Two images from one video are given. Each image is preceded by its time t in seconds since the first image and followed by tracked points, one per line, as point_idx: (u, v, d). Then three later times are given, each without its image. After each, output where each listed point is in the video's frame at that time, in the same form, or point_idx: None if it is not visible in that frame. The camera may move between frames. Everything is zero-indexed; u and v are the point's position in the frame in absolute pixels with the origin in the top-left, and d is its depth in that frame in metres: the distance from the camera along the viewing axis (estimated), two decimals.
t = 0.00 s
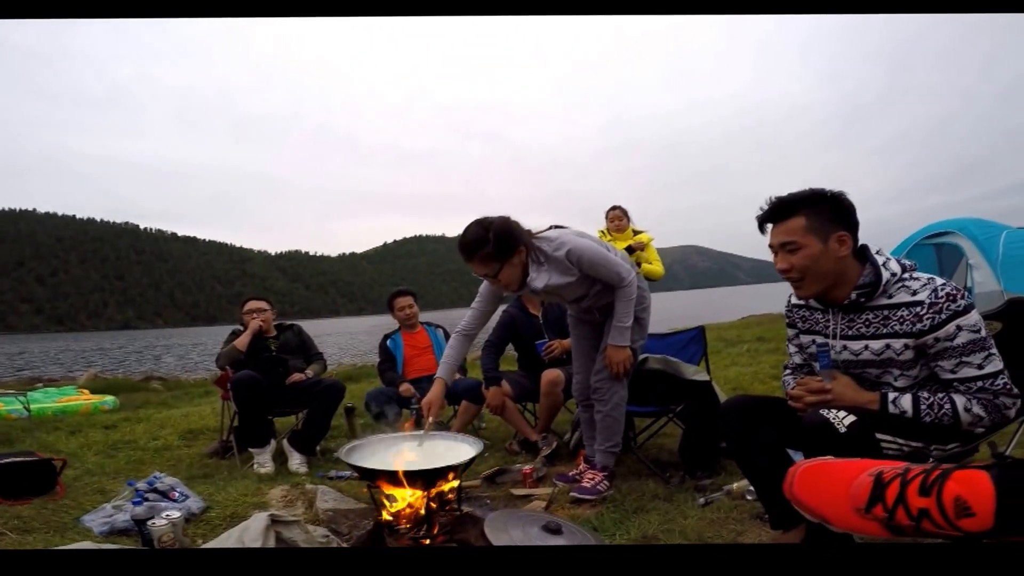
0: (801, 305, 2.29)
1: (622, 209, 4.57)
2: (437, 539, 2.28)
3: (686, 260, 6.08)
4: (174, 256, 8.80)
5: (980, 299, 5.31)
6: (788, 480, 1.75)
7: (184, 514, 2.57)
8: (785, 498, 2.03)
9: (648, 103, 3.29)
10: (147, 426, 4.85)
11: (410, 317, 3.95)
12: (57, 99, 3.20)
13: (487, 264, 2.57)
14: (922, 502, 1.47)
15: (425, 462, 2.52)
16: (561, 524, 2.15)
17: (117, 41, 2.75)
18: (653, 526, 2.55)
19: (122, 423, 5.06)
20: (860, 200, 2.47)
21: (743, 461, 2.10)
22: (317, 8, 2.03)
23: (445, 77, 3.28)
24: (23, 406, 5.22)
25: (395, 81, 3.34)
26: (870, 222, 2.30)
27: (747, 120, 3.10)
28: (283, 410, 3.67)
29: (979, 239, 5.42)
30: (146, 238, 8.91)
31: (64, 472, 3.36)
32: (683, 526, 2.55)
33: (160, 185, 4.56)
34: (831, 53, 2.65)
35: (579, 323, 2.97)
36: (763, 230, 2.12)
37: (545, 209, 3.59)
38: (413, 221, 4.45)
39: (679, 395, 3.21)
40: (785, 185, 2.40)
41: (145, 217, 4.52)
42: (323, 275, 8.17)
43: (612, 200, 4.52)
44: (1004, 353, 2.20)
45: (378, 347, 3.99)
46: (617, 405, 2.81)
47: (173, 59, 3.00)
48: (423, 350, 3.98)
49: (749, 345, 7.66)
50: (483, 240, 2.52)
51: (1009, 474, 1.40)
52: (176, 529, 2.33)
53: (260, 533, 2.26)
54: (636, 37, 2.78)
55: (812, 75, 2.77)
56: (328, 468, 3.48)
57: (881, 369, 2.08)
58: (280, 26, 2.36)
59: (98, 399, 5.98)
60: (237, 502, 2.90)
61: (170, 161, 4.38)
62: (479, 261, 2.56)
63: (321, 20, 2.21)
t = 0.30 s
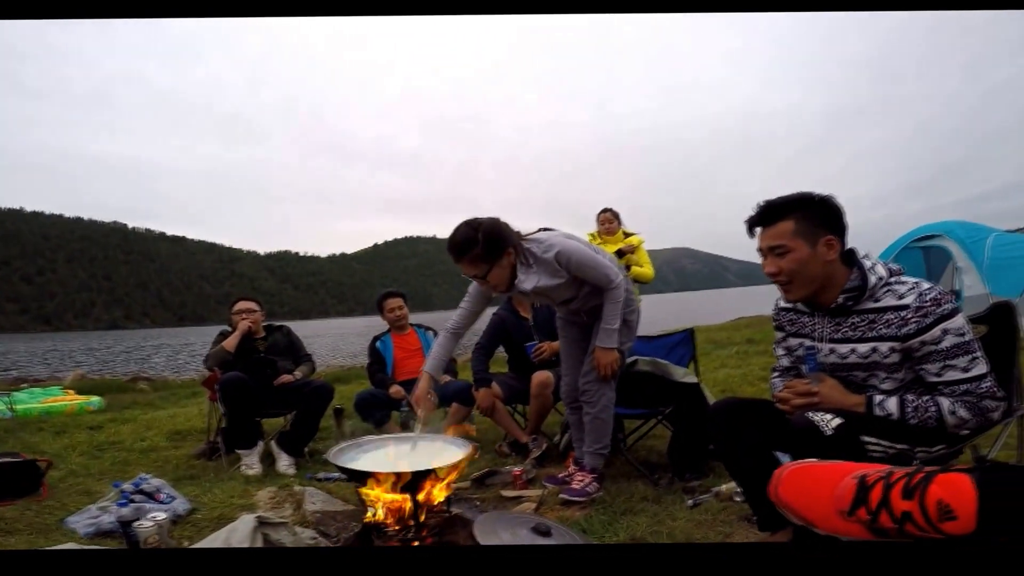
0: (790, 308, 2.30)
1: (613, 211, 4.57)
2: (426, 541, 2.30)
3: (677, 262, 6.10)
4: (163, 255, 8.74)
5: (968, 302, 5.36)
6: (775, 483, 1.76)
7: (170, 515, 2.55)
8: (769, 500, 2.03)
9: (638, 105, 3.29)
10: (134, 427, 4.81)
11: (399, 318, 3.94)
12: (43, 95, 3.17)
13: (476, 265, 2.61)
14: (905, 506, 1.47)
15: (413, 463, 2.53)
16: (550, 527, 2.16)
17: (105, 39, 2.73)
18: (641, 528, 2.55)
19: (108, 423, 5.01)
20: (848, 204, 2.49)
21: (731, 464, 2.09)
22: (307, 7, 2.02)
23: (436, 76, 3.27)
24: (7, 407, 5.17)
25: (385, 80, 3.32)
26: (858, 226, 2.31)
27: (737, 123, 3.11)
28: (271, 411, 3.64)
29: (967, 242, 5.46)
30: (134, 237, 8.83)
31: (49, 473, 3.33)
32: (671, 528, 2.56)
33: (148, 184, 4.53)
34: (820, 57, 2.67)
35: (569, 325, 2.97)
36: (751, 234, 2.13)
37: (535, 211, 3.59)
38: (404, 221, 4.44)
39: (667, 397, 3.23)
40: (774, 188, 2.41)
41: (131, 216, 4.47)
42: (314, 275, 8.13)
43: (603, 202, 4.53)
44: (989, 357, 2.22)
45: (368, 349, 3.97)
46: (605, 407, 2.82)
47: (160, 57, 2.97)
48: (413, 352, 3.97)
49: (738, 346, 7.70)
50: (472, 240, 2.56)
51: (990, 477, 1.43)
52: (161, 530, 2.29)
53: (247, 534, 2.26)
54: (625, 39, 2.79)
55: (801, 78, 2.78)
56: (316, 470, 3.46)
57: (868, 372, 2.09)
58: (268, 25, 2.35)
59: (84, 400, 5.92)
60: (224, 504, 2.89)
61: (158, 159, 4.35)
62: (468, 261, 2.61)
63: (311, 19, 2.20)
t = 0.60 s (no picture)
0: (778, 310, 2.32)
1: (604, 213, 4.59)
2: (417, 542, 2.29)
3: (669, 264, 6.13)
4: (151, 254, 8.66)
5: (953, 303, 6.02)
6: (758, 484, 1.77)
7: (157, 517, 2.53)
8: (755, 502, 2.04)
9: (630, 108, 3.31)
10: (120, 428, 4.76)
11: (390, 319, 3.93)
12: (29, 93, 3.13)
13: (466, 264, 2.62)
14: (888, 508, 1.49)
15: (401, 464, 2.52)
16: (540, 527, 2.19)
17: (93, 37, 2.70)
18: (631, 529, 2.56)
19: (93, 424, 4.96)
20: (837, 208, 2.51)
21: (720, 464, 2.11)
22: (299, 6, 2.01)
23: (432, 79, 3.27)
24: None
25: (378, 80, 3.31)
26: (847, 228, 2.33)
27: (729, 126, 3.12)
28: (259, 412, 3.63)
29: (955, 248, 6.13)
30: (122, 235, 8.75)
31: (33, 474, 3.29)
32: (660, 529, 2.57)
33: (136, 182, 4.49)
34: (810, 60, 2.68)
35: (559, 326, 2.98)
36: (741, 237, 2.15)
37: (526, 212, 3.59)
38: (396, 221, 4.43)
39: (656, 399, 3.24)
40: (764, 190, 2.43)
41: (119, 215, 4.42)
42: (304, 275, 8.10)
43: (594, 204, 4.54)
44: (974, 359, 2.25)
45: (358, 349, 3.96)
46: (595, 409, 2.83)
47: (151, 54, 2.94)
48: (404, 352, 3.97)
49: (728, 348, 7.75)
50: (462, 238, 2.56)
51: (969, 479, 1.46)
52: (148, 532, 2.28)
53: (235, 536, 2.23)
54: (621, 41, 2.80)
55: (791, 80, 2.80)
56: (306, 471, 3.45)
57: (854, 374, 2.11)
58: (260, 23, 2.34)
59: (70, 400, 5.85)
60: (211, 505, 2.87)
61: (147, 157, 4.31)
62: (459, 259, 2.61)
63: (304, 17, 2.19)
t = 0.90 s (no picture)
0: (767, 312, 2.33)
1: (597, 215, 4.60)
2: (407, 542, 2.29)
3: (661, 266, 6.15)
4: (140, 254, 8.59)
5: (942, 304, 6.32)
6: (742, 484, 1.78)
7: (144, 518, 2.52)
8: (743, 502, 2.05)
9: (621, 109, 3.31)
10: (106, 429, 4.73)
11: (381, 319, 3.92)
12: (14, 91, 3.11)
13: (455, 260, 2.62)
14: (872, 509, 1.50)
15: (387, 466, 2.51)
16: (531, 527, 2.19)
17: (78, 36, 2.68)
18: (622, 530, 2.56)
19: (79, 425, 4.92)
20: (826, 210, 2.52)
21: (709, 465, 2.10)
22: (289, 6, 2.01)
23: (422, 80, 3.26)
24: None
25: (369, 81, 3.31)
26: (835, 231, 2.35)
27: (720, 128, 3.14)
28: (248, 412, 3.61)
29: (944, 249, 6.43)
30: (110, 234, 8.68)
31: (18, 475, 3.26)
32: (651, 529, 2.58)
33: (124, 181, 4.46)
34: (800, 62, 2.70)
35: (549, 326, 2.98)
36: (729, 238, 2.16)
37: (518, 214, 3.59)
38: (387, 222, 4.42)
39: (647, 399, 3.25)
40: (754, 192, 2.44)
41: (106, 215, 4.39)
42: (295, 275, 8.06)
43: (586, 206, 4.55)
44: (960, 361, 2.27)
45: (348, 350, 3.95)
46: (584, 410, 2.83)
47: (138, 54, 2.93)
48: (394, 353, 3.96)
49: (719, 349, 7.78)
50: (453, 235, 2.57)
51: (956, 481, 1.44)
52: (135, 533, 2.29)
53: (224, 536, 2.22)
54: (613, 44, 2.81)
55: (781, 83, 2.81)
56: (295, 472, 3.44)
57: (841, 375, 2.12)
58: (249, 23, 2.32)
59: (56, 400, 5.81)
60: (199, 506, 2.85)
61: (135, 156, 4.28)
62: (450, 255, 2.61)
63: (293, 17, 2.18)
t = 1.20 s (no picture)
0: (755, 313, 2.34)
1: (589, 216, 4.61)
2: (398, 543, 2.28)
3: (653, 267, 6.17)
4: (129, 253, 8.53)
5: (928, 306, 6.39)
6: (726, 484, 1.79)
7: (131, 519, 2.50)
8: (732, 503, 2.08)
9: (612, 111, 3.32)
10: (93, 429, 4.69)
11: (371, 319, 3.91)
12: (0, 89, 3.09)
13: (442, 259, 2.66)
14: (854, 510, 1.50)
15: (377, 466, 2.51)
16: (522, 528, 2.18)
17: (63, 34, 2.65)
18: (612, 530, 2.56)
19: (65, 425, 4.88)
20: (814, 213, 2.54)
21: (700, 465, 2.14)
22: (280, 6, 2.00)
23: (412, 80, 3.25)
24: None
25: (359, 80, 3.28)
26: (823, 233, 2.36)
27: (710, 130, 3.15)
28: (237, 413, 3.60)
29: (931, 252, 6.52)
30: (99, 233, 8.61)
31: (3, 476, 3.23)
32: (641, 529, 2.58)
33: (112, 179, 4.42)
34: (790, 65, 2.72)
35: (540, 327, 2.98)
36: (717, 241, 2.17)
37: (509, 216, 3.58)
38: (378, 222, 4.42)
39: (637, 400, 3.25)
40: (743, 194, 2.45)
41: (93, 213, 4.34)
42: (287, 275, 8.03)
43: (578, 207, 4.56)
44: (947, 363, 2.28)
45: (339, 350, 3.94)
46: (574, 411, 2.84)
47: (125, 52, 2.91)
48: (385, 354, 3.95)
49: (710, 350, 7.80)
50: (440, 234, 2.61)
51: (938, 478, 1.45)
52: (121, 535, 2.25)
53: (211, 537, 2.19)
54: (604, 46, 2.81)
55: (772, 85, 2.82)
56: (284, 473, 3.43)
57: (828, 377, 2.13)
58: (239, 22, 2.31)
59: (42, 401, 5.76)
60: (187, 507, 2.84)
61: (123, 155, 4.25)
62: (437, 254, 2.65)
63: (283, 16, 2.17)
